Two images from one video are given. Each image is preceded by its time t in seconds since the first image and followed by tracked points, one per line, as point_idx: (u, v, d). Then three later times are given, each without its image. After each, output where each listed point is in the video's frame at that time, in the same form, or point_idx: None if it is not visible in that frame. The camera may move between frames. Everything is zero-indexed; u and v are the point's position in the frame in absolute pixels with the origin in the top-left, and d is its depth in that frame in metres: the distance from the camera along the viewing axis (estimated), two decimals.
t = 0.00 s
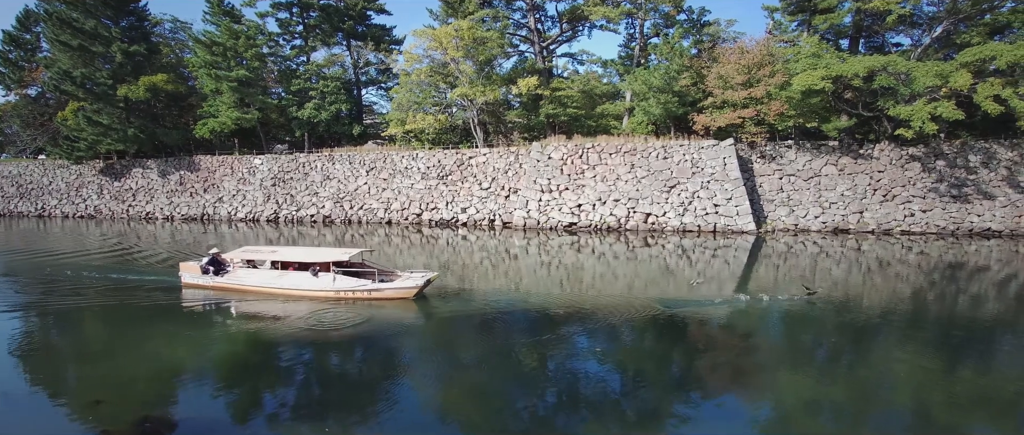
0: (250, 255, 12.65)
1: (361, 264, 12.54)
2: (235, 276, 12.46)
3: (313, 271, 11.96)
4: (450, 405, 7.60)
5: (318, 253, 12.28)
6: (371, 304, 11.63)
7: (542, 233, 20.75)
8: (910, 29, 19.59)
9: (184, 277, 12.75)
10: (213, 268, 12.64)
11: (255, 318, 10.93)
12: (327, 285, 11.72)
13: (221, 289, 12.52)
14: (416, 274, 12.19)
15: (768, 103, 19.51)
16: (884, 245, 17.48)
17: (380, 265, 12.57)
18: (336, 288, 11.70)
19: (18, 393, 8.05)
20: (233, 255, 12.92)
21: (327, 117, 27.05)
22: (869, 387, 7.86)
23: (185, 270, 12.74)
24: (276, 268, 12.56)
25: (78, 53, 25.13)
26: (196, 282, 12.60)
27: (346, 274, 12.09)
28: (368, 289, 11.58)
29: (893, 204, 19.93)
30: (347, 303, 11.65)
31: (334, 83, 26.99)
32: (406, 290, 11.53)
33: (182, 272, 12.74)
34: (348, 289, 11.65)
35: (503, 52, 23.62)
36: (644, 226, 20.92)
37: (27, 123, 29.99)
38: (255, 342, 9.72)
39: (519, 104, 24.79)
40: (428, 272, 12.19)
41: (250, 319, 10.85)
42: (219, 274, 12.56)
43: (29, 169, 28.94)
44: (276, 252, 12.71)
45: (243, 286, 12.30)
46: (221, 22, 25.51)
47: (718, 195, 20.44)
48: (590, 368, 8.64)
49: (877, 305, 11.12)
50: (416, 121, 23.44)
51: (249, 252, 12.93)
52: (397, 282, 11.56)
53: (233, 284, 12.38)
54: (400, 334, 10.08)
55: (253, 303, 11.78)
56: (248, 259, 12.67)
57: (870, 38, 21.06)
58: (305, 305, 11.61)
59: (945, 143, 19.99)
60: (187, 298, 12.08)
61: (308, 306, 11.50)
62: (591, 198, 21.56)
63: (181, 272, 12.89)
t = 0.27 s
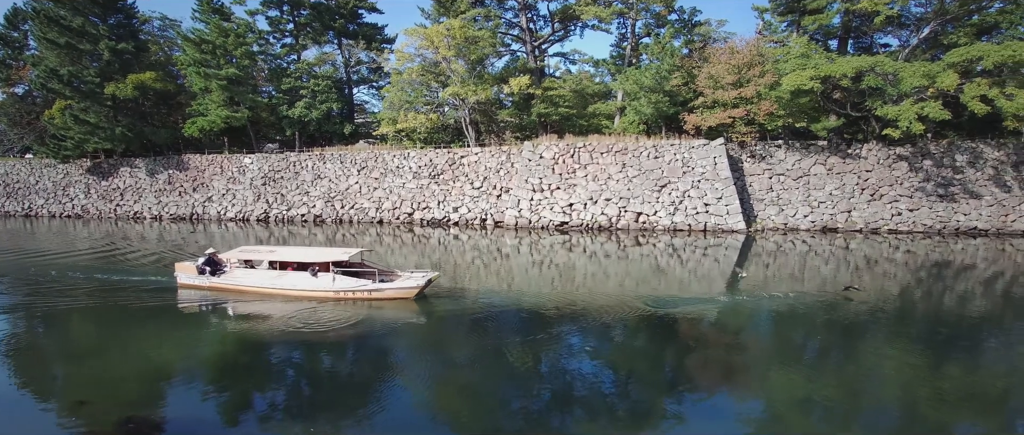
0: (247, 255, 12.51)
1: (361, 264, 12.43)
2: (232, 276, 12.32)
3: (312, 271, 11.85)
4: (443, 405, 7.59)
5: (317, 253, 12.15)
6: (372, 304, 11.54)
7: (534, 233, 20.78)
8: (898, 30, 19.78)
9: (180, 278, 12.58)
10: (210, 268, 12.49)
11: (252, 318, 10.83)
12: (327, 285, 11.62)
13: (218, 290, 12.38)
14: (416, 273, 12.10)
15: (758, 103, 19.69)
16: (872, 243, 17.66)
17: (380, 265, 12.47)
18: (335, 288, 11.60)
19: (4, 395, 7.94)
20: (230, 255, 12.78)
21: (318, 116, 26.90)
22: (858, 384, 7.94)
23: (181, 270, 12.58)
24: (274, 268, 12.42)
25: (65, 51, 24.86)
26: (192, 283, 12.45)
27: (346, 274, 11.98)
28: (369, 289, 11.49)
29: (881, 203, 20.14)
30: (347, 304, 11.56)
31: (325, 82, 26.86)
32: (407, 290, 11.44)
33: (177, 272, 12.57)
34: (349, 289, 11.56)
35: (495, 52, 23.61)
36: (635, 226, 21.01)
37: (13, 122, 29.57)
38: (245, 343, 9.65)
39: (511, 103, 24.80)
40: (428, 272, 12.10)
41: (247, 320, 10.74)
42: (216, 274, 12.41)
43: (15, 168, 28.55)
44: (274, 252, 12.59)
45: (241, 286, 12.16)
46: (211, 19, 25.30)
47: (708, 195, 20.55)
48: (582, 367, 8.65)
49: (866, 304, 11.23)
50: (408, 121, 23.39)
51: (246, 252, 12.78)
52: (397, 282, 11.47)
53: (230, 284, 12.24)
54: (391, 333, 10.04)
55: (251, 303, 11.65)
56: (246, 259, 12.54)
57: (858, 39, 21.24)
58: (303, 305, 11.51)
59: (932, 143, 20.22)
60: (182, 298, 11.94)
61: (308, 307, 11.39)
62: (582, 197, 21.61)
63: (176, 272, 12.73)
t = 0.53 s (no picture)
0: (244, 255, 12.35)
1: (361, 264, 12.29)
2: (229, 277, 12.15)
3: (311, 271, 11.69)
4: (433, 405, 7.57)
5: (316, 253, 12.00)
6: (372, 305, 11.40)
7: (524, 232, 20.80)
8: (884, 31, 20.00)
9: (175, 279, 12.38)
10: (206, 269, 12.33)
11: (249, 320, 10.67)
12: (326, 285, 11.47)
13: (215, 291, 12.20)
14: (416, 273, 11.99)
15: (746, 103, 19.86)
16: (858, 242, 17.86)
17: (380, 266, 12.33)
18: (335, 289, 11.45)
19: None
20: (227, 255, 12.61)
21: (307, 114, 26.71)
22: (845, 382, 8.02)
23: (176, 271, 12.39)
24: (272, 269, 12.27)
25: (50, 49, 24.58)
26: (188, 284, 12.26)
27: (346, 275, 11.83)
28: (369, 290, 11.34)
29: (867, 202, 20.37)
30: (347, 305, 11.40)
31: (315, 81, 26.68)
32: (408, 290, 11.29)
33: (172, 273, 12.38)
34: (348, 290, 11.41)
35: (485, 51, 23.59)
36: (625, 224, 21.10)
37: None
38: (234, 343, 9.57)
39: (502, 102, 24.79)
40: (429, 272, 11.98)
41: (244, 322, 10.58)
42: (213, 275, 12.27)
43: None
44: (272, 252, 12.45)
45: (238, 287, 11.98)
46: (198, 17, 25.03)
47: (697, 194, 20.68)
48: (573, 366, 8.68)
49: (853, 302, 11.36)
50: (398, 120, 23.30)
51: (243, 252, 12.62)
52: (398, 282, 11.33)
53: (227, 285, 12.06)
54: (382, 334, 10.00)
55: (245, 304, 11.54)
56: (243, 260, 12.39)
57: (845, 39, 21.46)
58: (300, 306, 11.36)
59: (917, 143, 20.48)
60: (178, 300, 11.75)
61: (307, 308, 11.23)
62: (572, 196, 21.66)
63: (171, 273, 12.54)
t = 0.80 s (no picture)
0: (239, 256, 12.18)
1: (358, 265, 12.16)
2: (223, 278, 11.96)
3: (308, 273, 11.56)
4: (422, 405, 7.56)
5: (312, 254, 11.86)
6: (370, 306, 11.29)
7: (513, 231, 20.82)
8: (868, 32, 20.29)
9: (167, 280, 12.16)
10: (199, 270, 12.15)
11: (243, 322, 10.51)
12: (323, 287, 11.34)
13: (209, 293, 12.01)
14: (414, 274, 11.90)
15: (732, 103, 20.03)
16: (842, 241, 18.09)
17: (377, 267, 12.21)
18: (332, 290, 11.33)
19: None
20: (221, 257, 12.42)
21: (294, 113, 26.46)
22: (830, 378, 8.13)
23: (168, 272, 12.17)
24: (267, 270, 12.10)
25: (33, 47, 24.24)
26: (181, 286, 12.05)
27: (343, 276, 11.70)
28: (367, 290, 11.23)
29: (851, 201, 20.63)
30: (344, 306, 11.29)
31: (302, 79, 26.47)
32: (407, 291, 11.20)
33: (164, 275, 12.16)
34: (346, 291, 11.30)
35: (474, 50, 23.55)
36: (613, 224, 21.19)
37: None
38: (220, 345, 9.47)
39: (491, 102, 24.77)
40: (428, 272, 11.89)
41: (238, 324, 10.42)
42: (206, 277, 12.09)
43: None
44: (267, 253, 12.29)
45: (232, 289, 11.79)
46: (182, 14, 24.72)
47: (685, 193, 20.80)
48: (562, 365, 8.71)
49: (838, 299, 11.51)
50: (386, 119, 23.20)
51: (237, 253, 12.44)
52: (396, 283, 11.23)
53: (220, 287, 11.87)
54: (370, 334, 9.96)
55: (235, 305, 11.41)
56: (237, 261, 12.22)
57: (830, 40, 21.72)
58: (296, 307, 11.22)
59: (900, 143, 20.79)
60: (170, 302, 11.54)
61: (303, 310, 11.09)
62: (561, 196, 21.70)
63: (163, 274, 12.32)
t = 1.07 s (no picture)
0: (239, 256, 12.06)
1: (361, 265, 12.05)
2: (222, 278, 11.85)
3: (309, 273, 11.45)
4: (416, 405, 7.55)
5: (313, 254, 11.74)
6: (372, 307, 11.20)
7: (506, 231, 20.81)
8: (858, 34, 20.49)
9: (165, 281, 12.04)
10: (198, 271, 12.03)
11: (243, 323, 10.41)
12: (325, 287, 11.23)
13: (208, 293, 11.90)
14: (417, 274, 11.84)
15: (724, 103, 20.13)
16: (833, 240, 18.24)
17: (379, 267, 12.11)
18: (334, 290, 11.22)
19: None
20: (221, 257, 12.31)
21: (286, 112, 26.33)
22: (820, 376, 8.20)
23: (166, 273, 12.05)
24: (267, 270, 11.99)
25: (20, 44, 23.94)
26: (179, 286, 11.93)
27: (345, 276, 11.60)
28: (369, 291, 11.14)
29: (840, 201, 20.81)
30: (346, 306, 11.19)
31: (294, 78, 26.33)
32: (409, 291, 11.11)
33: (162, 275, 12.04)
34: (348, 291, 11.19)
35: (467, 49, 23.51)
36: (605, 223, 21.25)
37: None
38: (210, 345, 9.42)
39: (483, 101, 24.75)
40: (430, 272, 11.82)
41: (237, 325, 10.32)
42: (205, 277, 11.99)
43: None
44: (267, 253, 12.17)
45: (232, 289, 11.68)
46: (172, 12, 24.52)
47: (677, 193, 20.88)
48: (556, 364, 8.73)
49: (828, 298, 11.61)
50: (379, 118, 23.11)
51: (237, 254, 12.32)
52: (399, 283, 11.15)
53: (220, 287, 11.75)
54: (363, 334, 9.94)
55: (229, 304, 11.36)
56: (237, 261, 12.10)
57: (821, 41, 21.87)
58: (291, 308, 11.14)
59: (889, 143, 20.98)
60: (169, 303, 11.41)
61: (304, 310, 11.00)
62: (554, 195, 21.72)
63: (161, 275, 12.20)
